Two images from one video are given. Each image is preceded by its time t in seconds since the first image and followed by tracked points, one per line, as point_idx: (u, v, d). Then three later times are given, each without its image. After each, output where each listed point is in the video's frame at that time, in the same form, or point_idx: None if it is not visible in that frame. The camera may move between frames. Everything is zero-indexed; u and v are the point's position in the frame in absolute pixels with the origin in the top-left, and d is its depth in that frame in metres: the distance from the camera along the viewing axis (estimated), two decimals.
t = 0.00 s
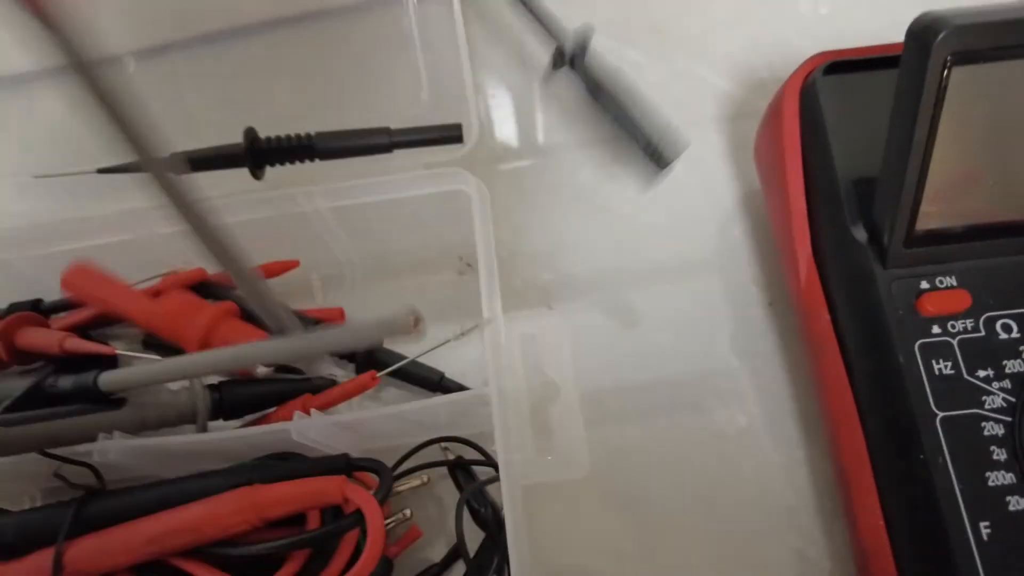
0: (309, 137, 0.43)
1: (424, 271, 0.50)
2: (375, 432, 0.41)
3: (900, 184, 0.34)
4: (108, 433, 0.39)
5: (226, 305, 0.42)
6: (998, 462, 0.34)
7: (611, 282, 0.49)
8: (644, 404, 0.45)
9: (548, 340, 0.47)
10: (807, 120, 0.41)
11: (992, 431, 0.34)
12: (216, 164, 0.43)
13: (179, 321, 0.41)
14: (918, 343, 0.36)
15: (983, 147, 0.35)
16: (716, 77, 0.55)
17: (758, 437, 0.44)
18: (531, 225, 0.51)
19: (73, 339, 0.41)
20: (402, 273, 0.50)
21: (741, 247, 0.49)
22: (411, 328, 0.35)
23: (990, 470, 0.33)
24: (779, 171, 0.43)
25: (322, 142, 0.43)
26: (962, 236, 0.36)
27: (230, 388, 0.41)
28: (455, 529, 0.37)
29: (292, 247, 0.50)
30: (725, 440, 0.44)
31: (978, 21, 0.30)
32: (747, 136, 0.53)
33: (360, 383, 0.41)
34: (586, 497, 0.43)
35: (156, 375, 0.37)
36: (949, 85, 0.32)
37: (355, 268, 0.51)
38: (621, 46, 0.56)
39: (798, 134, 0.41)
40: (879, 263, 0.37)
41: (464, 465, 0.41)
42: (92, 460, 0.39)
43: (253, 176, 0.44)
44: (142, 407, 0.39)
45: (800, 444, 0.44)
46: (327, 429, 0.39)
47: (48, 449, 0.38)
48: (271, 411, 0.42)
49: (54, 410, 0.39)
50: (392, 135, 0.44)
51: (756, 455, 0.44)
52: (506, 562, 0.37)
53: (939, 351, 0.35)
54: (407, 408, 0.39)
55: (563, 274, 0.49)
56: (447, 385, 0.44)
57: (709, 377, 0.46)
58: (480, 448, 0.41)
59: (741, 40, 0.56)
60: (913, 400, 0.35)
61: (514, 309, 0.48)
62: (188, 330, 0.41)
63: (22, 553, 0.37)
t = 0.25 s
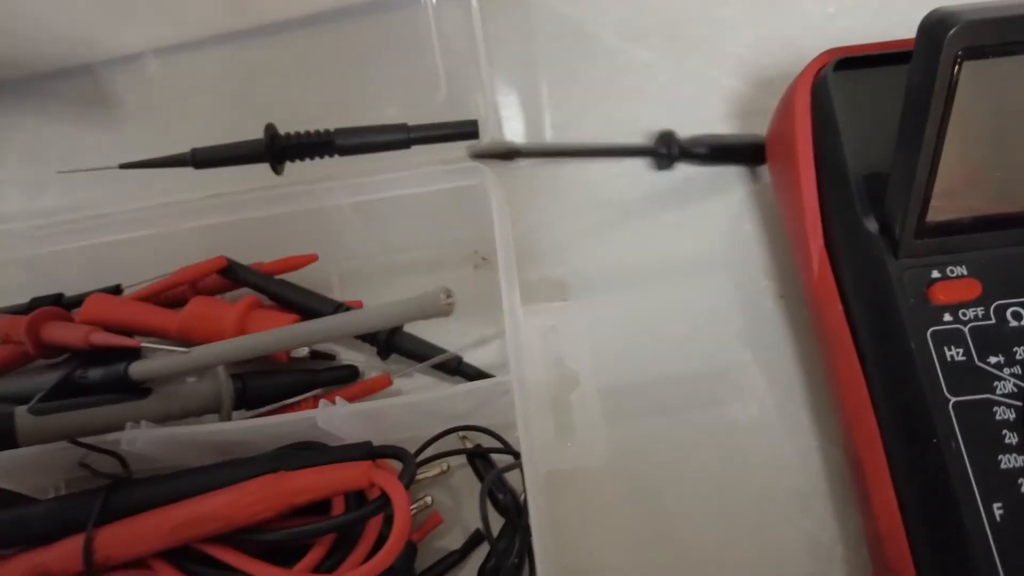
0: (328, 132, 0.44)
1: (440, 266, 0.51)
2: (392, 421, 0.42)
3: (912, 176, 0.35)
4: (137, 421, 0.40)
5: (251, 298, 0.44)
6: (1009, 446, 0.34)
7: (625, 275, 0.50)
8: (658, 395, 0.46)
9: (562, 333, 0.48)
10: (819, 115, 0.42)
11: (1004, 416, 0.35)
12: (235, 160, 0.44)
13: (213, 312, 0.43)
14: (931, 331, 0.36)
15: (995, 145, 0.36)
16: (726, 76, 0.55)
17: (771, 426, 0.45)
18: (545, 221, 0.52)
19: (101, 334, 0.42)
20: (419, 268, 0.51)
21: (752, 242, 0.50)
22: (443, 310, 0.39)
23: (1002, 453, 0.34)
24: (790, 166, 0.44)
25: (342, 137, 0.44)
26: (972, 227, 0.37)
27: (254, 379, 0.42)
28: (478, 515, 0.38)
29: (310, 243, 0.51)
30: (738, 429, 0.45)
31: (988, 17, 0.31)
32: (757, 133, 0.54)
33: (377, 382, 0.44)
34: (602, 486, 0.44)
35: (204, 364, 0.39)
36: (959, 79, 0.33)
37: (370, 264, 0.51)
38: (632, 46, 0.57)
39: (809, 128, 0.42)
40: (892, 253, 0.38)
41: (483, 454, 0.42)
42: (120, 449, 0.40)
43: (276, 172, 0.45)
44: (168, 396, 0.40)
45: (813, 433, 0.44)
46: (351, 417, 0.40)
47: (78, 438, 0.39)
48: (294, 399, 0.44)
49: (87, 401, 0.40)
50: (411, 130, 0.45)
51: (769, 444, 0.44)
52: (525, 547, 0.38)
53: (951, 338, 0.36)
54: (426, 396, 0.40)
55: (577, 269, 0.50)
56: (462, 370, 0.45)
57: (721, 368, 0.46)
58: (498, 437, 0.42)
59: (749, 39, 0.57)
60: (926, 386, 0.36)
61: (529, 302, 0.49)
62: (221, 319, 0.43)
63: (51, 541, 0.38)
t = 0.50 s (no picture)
0: (348, 128, 0.44)
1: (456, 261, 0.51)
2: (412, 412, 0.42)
3: (931, 168, 0.35)
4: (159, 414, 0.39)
5: (274, 286, 0.45)
6: None
7: (639, 270, 0.50)
8: (674, 389, 0.46)
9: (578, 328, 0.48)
10: (835, 111, 0.42)
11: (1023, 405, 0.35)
12: (255, 155, 0.44)
13: (234, 302, 0.44)
14: (949, 322, 0.37)
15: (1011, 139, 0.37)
16: (737, 71, 0.56)
17: (787, 419, 0.45)
18: (559, 216, 0.52)
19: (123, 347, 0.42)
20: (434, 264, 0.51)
21: (766, 237, 0.50)
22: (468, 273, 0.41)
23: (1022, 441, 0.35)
24: (806, 161, 0.44)
25: (361, 133, 0.44)
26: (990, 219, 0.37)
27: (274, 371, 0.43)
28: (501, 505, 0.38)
29: (326, 239, 0.51)
30: (755, 422, 0.45)
31: (1007, 10, 0.31)
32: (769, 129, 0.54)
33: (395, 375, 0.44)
34: (620, 478, 0.44)
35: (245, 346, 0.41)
36: (978, 73, 0.33)
37: (386, 260, 0.51)
38: (642, 42, 0.57)
39: (825, 124, 0.43)
40: (910, 246, 0.38)
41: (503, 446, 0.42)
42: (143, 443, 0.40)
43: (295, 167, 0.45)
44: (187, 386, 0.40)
45: (830, 426, 0.45)
46: (372, 410, 0.40)
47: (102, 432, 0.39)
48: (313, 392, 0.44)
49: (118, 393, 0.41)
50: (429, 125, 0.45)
51: (786, 437, 0.45)
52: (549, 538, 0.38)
53: (970, 329, 0.37)
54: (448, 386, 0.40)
55: (592, 263, 0.50)
56: (481, 361, 0.45)
57: (737, 362, 0.47)
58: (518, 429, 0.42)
59: (760, 34, 0.57)
60: (946, 377, 0.36)
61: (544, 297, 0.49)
62: (243, 310, 0.43)
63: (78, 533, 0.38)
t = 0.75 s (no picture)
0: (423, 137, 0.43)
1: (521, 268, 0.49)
2: (490, 431, 0.40)
3: None
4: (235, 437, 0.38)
5: (342, 296, 0.43)
6: None
7: (712, 278, 0.48)
8: (753, 402, 0.45)
9: (650, 339, 0.47)
10: (929, 120, 0.41)
11: None
12: (323, 163, 0.42)
13: (304, 314, 0.42)
14: None
15: None
16: (801, 74, 0.54)
17: (870, 433, 0.44)
18: (624, 222, 0.50)
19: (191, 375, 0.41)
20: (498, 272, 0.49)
21: (839, 244, 0.49)
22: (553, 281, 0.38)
23: None
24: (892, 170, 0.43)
25: (436, 142, 0.43)
26: None
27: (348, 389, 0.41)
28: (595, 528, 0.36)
29: (386, 247, 0.49)
30: (837, 437, 0.44)
31: None
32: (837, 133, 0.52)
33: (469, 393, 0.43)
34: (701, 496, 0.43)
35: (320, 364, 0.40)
36: None
37: (447, 266, 0.49)
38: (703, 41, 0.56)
39: (916, 132, 0.42)
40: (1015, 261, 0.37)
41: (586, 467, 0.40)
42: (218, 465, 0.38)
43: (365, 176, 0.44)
44: (260, 408, 0.38)
45: (915, 442, 0.44)
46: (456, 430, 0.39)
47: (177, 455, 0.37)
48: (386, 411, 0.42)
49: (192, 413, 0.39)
50: (506, 134, 0.43)
51: (869, 452, 0.44)
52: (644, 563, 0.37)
53: None
54: (531, 409, 0.39)
55: (661, 271, 0.49)
56: (554, 378, 0.43)
57: (815, 373, 0.46)
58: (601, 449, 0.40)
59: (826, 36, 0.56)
60: None
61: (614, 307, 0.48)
62: (314, 323, 0.42)
63: (150, 562, 0.37)
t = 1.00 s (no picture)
0: (479, 163, 0.46)
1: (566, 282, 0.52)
2: (543, 439, 0.43)
3: None
4: (312, 445, 0.41)
5: (404, 313, 0.46)
6: None
7: (747, 292, 0.51)
8: (786, 408, 0.48)
9: (690, 350, 0.50)
10: (951, 149, 0.45)
11: None
12: (387, 187, 0.46)
13: (371, 329, 0.46)
14: None
15: None
16: (830, 100, 0.58)
17: (896, 438, 0.47)
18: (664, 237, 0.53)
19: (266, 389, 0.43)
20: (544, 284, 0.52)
21: (866, 261, 0.52)
22: (596, 308, 0.41)
23: None
24: (914, 195, 0.47)
25: (490, 168, 0.47)
26: None
27: (410, 399, 0.44)
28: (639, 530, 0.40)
29: (436, 263, 0.52)
30: (864, 442, 0.47)
31: None
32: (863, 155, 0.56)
33: (520, 404, 0.46)
34: (737, 498, 0.45)
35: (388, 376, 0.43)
36: None
37: (497, 280, 0.52)
38: (738, 68, 0.59)
39: (942, 161, 0.45)
40: None
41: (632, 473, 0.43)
42: (295, 471, 0.41)
43: (425, 202, 0.47)
44: (337, 420, 0.41)
45: (937, 445, 0.46)
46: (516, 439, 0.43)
47: (260, 463, 0.41)
48: (443, 419, 0.45)
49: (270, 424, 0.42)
50: (553, 160, 0.47)
51: (895, 456, 0.46)
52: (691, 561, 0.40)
53: None
54: (582, 422, 0.42)
55: (700, 286, 0.52)
56: (600, 390, 0.46)
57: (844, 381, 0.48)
58: (646, 457, 0.43)
59: (851, 65, 0.59)
60: None
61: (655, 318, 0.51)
62: (381, 338, 0.45)
63: (231, 562, 0.39)
